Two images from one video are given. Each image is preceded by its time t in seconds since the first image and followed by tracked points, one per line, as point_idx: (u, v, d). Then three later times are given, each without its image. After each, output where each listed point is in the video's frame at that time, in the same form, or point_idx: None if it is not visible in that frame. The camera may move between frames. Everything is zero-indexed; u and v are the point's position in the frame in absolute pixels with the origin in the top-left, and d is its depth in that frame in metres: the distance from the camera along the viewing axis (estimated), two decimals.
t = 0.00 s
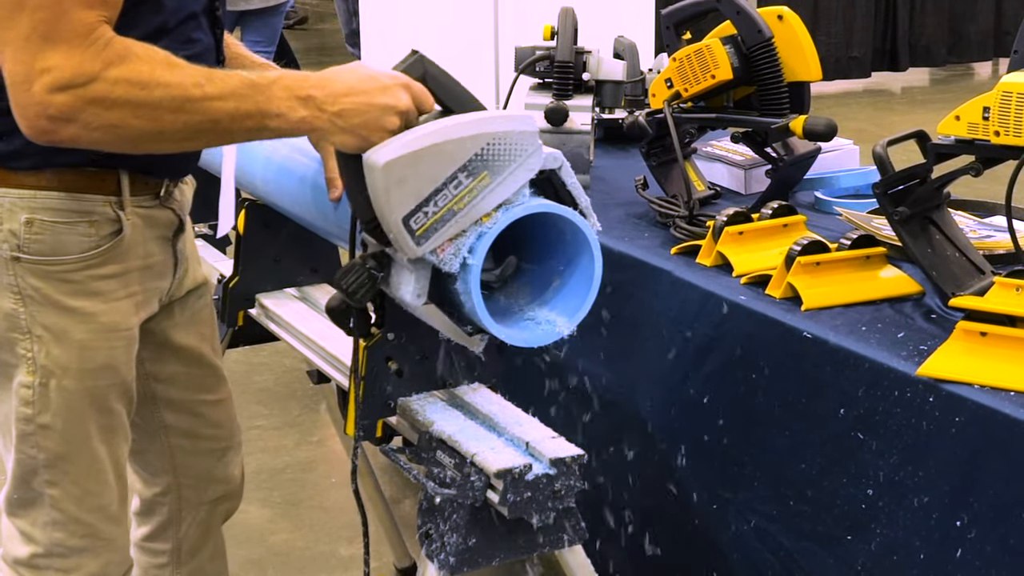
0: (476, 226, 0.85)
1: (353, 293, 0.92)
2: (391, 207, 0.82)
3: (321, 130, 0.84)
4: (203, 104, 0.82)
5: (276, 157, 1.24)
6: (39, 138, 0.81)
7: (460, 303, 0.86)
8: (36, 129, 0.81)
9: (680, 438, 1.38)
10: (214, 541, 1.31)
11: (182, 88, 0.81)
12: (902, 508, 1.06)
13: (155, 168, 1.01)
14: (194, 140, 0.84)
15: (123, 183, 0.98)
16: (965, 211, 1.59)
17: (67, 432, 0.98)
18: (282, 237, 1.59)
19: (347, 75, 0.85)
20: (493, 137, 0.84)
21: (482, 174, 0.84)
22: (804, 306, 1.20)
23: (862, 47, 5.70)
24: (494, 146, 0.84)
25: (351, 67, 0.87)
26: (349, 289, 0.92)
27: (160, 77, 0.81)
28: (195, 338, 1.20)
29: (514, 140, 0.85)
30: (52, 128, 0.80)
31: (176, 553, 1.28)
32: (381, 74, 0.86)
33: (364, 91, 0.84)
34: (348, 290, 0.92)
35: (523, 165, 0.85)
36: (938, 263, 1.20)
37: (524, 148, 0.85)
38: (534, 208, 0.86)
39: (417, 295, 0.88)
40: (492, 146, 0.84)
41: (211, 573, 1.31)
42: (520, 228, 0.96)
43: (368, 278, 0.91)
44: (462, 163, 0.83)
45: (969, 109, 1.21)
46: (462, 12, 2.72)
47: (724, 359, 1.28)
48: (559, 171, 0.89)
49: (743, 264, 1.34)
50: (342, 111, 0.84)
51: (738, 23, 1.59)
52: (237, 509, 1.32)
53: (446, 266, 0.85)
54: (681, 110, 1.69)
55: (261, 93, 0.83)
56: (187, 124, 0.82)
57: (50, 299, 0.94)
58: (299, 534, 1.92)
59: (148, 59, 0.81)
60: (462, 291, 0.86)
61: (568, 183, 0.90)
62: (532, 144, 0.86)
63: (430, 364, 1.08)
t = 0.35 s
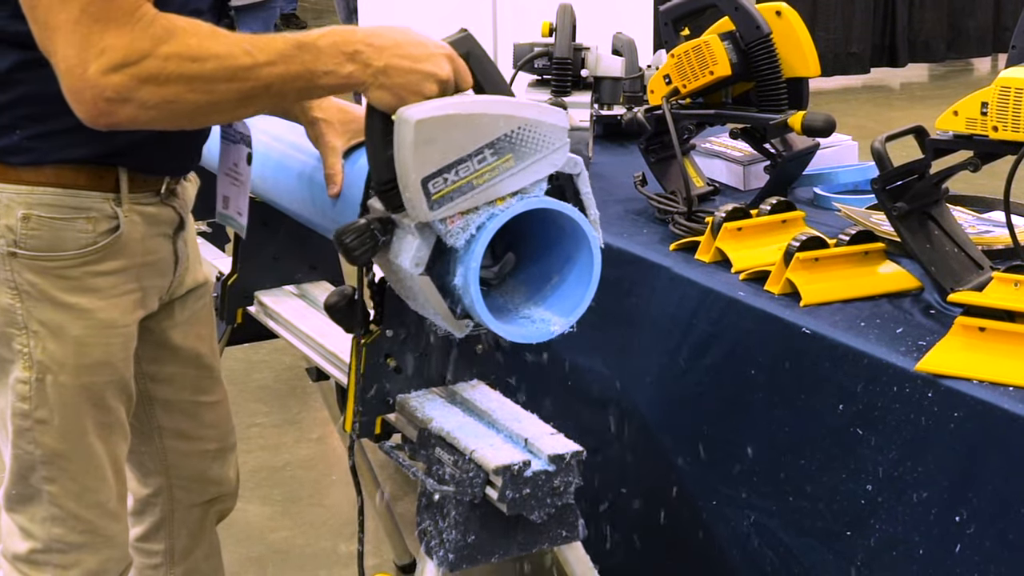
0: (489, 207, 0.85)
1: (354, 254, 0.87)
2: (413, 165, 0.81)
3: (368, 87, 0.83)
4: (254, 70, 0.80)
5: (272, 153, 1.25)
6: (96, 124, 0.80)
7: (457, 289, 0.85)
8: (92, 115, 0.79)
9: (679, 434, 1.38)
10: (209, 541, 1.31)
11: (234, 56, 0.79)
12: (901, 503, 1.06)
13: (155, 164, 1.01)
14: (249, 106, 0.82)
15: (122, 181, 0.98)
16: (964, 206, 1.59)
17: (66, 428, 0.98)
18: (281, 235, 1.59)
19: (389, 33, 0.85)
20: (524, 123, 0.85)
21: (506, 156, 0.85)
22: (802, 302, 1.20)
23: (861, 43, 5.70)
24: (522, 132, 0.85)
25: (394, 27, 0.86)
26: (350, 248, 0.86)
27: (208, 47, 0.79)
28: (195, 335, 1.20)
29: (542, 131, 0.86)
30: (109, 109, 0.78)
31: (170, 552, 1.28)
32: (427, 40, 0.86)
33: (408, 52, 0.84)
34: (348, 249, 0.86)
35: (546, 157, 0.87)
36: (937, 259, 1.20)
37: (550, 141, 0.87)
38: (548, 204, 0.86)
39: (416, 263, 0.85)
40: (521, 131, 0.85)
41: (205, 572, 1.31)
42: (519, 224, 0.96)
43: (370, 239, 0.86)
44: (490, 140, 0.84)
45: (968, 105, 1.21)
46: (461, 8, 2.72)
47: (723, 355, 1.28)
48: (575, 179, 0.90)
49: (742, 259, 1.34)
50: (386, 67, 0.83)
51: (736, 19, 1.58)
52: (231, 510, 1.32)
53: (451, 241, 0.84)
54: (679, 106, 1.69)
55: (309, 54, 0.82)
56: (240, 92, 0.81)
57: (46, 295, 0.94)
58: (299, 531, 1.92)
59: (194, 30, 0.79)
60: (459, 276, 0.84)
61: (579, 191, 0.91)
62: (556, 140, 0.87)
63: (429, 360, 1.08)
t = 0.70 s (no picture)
0: (500, 196, 0.84)
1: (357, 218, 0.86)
2: (439, 134, 0.80)
3: (413, 58, 0.83)
4: (305, 42, 0.79)
5: (266, 152, 1.26)
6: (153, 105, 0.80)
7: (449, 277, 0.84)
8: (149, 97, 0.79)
9: (674, 433, 1.38)
10: (202, 540, 1.31)
11: (285, 29, 0.79)
12: (895, 504, 1.06)
13: (155, 161, 1.01)
14: (303, 79, 0.81)
15: (120, 178, 0.97)
16: (959, 207, 1.59)
17: (63, 426, 0.98)
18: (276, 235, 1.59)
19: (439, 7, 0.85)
20: (552, 122, 0.85)
21: (528, 149, 0.84)
22: (797, 302, 1.20)
23: (856, 43, 5.71)
24: (548, 130, 0.85)
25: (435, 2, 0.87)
26: (352, 211, 0.86)
27: (258, 22, 0.78)
28: (191, 333, 1.19)
29: (566, 134, 0.86)
30: (167, 86, 0.78)
31: (163, 552, 1.28)
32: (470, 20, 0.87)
33: (452, 28, 0.84)
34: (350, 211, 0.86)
35: (565, 160, 0.86)
36: (931, 259, 1.20)
37: (572, 146, 0.87)
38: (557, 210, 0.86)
39: (416, 237, 0.84)
40: (547, 129, 0.85)
41: (199, 572, 1.31)
42: (512, 226, 0.96)
43: (375, 206, 0.86)
44: (516, 129, 0.83)
45: (963, 106, 1.21)
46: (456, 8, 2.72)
47: (717, 355, 1.28)
48: (585, 195, 0.90)
49: (737, 260, 1.33)
50: (432, 39, 0.84)
51: (732, 20, 1.58)
52: (226, 511, 1.32)
53: (453, 223, 0.84)
54: (675, 107, 1.69)
55: (360, 25, 0.81)
56: (293, 66, 0.80)
57: (46, 292, 0.93)
58: (293, 531, 1.92)
59: (244, 6, 0.78)
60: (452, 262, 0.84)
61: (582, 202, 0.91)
62: (576, 147, 0.87)
63: (423, 360, 1.08)
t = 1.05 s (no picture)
0: (519, 187, 0.84)
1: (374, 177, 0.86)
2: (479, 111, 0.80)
3: (471, 38, 0.81)
4: (375, 12, 0.77)
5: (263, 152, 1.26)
6: (222, 67, 0.80)
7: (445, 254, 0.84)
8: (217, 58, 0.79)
9: (671, 435, 1.38)
10: (199, 539, 1.31)
11: None
12: (893, 506, 1.06)
13: (160, 158, 1.00)
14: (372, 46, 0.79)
15: (124, 174, 0.97)
16: (958, 208, 1.59)
17: (64, 421, 0.98)
18: (274, 235, 1.59)
19: None
20: (586, 132, 0.85)
21: (558, 151, 0.84)
22: (795, 304, 1.20)
23: (855, 44, 5.70)
24: (582, 139, 0.85)
25: None
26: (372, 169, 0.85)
27: None
28: (191, 330, 1.20)
29: (598, 148, 0.86)
30: (239, 47, 0.78)
31: (154, 549, 1.27)
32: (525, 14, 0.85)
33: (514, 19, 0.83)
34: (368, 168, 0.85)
35: (590, 174, 0.86)
36: (929, 260, 1.20)
37: (599, 161, 0.87)
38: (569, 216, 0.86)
39: (428, 207, 0.83)
40: (581, 138, 0.85)
41: (193, 570, 1.30)
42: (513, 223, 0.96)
43: (394, 170, 0.85)
44: (553, 128, 0.83)
45: (961, 107, 1.21)
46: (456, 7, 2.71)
47: (715, 356, 1.28)
48: (595, 219, 0.90)
49: (735, 261, 1.33)
50: (495, 24, 0.82)
51: (730, 20, 1.58)
52: (219, 509, 1.32)
53: (467, 202, 0.84)
54: (673, 108, 1.69)
55: None
56: (364, 36, 0.78)
57: (50, 287, 0.94)
58: (291, 531, 1.91)
59: None
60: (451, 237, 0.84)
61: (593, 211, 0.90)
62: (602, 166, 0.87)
63: (422, 360, 1.07)
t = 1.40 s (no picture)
0: (543, 182, 0.86)
1: (404, 142, 0.86)
2: (529, 98, 0.82)
3: (535, 31, 0.88)
4: None
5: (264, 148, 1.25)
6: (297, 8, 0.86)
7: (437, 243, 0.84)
8: None
9: (673, 432, 1.38)
10: (203, 535, 1.31)
11: None
12: (895, 503, 1.06)
13: (176, 152, 0.98)
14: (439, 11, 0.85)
15: (144, 168, 0.97)
16: (960, 206, 1.59)
17: (83, 412, 0.99)
18: (275, 232, 1.59)
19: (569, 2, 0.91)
20: (617, 150, 0.88)
21: (587, 160, 0.87)
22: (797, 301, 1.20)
23: (857, 43, 5.70)
24: (613, 156, 0.88)
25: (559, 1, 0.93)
26: (403, 132, 0.85)
27: None
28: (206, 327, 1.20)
29: (625, 171, 0.89)
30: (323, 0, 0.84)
31: (158, 543, 1.26)
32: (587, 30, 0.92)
33: (576, 27, 0.90)
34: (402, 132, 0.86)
35: (613, 193, 0.89)
36: (931, 258, 1.20)
37: (622, 183, 0.89)
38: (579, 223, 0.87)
39: (451, 179, 0.84)
40: (612, 154, 0.88)
41: (198, 566, 1.30)
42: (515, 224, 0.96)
43: (426, 137, 0.86)
44: (590, 135, 0.86)
45: (963, 104, 1.21)
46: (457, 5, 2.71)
47: (716, 354, 1.28)
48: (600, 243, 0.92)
49: (737, 258, 1.33)
50: (558, 24, 0.88)
51: (732, 18, 1.57)
52: (222, 506, 1.32)
53: (490, 182, 0.85)
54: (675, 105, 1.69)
55: None
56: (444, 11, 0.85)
57: (70, 279, 0.95)
58: (294, 528, 1.92)
59: None
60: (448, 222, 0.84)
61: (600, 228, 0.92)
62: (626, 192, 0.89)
63: (423, 358, 1.07)
